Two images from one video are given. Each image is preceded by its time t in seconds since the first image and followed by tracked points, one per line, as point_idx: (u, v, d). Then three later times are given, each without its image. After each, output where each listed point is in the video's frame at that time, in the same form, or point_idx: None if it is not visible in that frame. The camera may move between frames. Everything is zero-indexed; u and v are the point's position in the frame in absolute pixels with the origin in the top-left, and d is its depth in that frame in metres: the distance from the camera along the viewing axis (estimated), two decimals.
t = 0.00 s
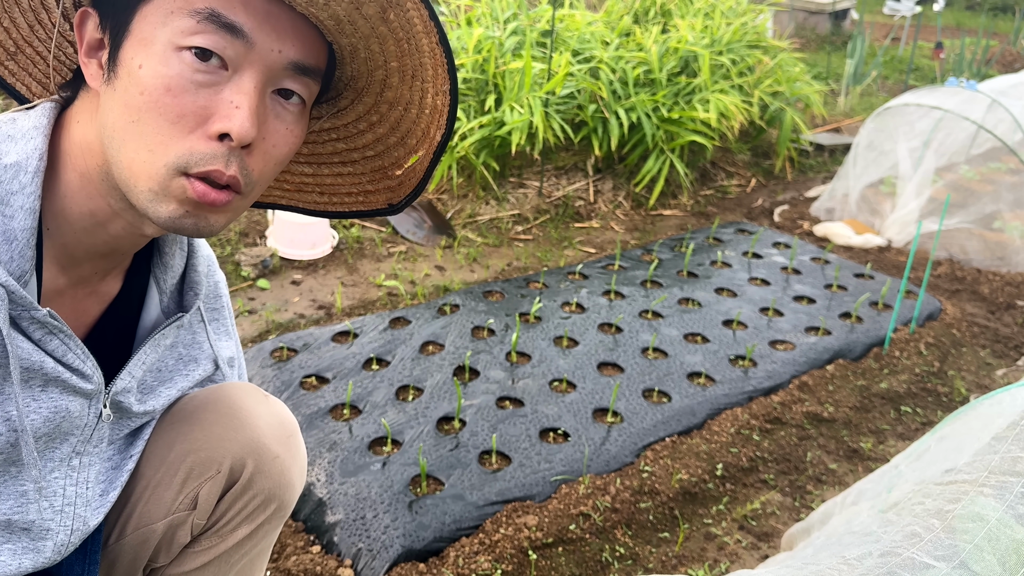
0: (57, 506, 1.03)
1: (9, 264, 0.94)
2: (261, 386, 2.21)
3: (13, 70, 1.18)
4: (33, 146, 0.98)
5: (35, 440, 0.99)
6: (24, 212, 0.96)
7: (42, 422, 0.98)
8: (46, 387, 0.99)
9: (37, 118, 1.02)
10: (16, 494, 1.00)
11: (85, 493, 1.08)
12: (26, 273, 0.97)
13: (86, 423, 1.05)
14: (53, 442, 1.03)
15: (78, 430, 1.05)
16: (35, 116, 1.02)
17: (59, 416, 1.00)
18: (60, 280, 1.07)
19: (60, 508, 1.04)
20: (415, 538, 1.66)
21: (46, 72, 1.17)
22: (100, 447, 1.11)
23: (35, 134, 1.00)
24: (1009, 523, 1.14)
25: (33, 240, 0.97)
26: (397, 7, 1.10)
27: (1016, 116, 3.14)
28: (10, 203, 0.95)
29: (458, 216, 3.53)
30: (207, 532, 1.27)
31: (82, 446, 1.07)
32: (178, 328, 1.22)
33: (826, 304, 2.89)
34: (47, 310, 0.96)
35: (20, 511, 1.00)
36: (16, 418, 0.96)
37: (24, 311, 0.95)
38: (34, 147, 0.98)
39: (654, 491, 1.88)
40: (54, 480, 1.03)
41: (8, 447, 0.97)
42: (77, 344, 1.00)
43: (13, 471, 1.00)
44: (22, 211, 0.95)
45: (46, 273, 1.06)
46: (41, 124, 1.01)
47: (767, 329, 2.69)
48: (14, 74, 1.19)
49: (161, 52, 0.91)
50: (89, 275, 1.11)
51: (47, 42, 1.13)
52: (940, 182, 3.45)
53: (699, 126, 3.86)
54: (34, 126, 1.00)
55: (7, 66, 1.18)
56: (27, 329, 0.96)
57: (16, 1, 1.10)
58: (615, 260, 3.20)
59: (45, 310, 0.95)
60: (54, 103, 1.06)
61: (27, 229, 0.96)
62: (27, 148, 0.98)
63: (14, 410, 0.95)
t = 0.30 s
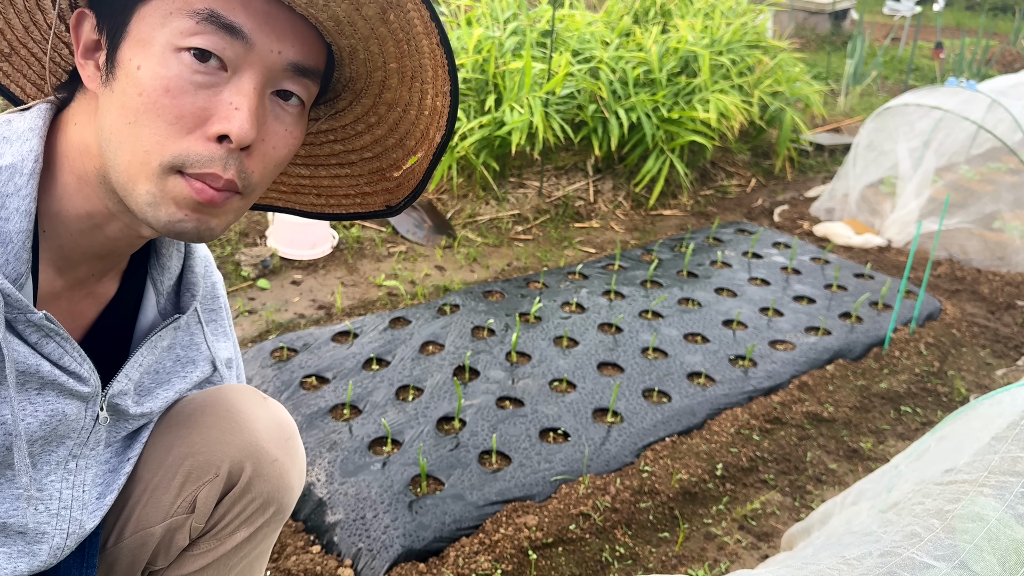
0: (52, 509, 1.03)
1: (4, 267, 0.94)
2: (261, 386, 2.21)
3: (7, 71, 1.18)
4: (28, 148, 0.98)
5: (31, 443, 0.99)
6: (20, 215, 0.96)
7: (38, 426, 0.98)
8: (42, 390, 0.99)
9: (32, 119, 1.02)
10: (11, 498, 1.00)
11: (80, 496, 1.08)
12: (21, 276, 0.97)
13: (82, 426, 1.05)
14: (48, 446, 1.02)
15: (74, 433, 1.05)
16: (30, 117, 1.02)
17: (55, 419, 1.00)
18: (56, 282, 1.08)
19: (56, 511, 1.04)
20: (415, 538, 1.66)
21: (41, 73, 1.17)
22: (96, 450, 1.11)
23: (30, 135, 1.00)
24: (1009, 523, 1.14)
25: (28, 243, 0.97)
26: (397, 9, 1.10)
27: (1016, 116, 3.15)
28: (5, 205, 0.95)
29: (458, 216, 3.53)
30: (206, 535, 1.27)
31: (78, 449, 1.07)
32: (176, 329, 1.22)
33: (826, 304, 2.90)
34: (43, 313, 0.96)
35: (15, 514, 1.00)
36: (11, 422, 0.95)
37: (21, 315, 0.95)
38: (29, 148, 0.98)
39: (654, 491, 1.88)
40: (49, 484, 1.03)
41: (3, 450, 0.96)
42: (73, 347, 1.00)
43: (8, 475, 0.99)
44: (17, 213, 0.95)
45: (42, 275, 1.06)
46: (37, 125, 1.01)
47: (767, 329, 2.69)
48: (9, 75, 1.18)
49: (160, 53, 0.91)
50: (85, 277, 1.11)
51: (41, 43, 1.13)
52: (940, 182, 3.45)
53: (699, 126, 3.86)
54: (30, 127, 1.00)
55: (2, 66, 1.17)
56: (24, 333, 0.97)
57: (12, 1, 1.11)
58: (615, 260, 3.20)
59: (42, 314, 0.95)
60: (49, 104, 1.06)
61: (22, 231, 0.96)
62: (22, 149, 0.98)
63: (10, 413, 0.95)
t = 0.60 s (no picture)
0: (55, 511, 1.03)
1: (8, 271, 0.95)
2: (261, 386, 2.21)
3: (4, 71, 1.17)
4: (30, 152, 0.98)
5: (34, 446, 1.00)
6: (23, 219, 0.96)
7: (42, 429, 0.99)
8: (45, 394, 0.99)
9: (33, 122, 1.01)
10: (14, 499, 1.00)
11: (83, 497, 1.08)
12: (26, 280, 0.97)
13: (85, 428, 1.06)
14: (52, 448, 1.03)
15: (77, 436, 1.05)
16: (31, 120, 1.02)
17: (58, 422, 1.00)
18: (60, 284, 1.08)
19: (59, 513, 1.04)
20: (415, 538, 1.66)
21: (38, 73, 1.17)
22: (100, 452, 1.11)
23: (32, 139, 0.99)
24: (1009, 523, 1.14)
25: (32, 247, 0.97)
26: (397, 7, 1.10)
27: (1016, 117, 3.14)
28: (9, 210, 0.95)
29: (458, 216, 3.53)
30: (205, 535, 1.27)
31: (82, 451, 1.07)
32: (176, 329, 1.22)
33: (826, 305, 2.90)
34: (48, 317, 0.96)
35: (18, 515, 1.00)
36: (14, 426, 0.95)
37: (25, 318, 0.95)
38: (31, 152, 0.98)
39: (654, 491, 1.88)
40: (53, 486, 1.03)
41: (6, 453, 0.96)
42: (77, 350, 1.01)
43: (12, 476, 1.00)
44: (21, 218, 0.95)
45: (46, 278, 1.06)
46: (38, 129, 1.01)
47: (767, 329, 2.69)
48: (6, 75, 1.18)
49: (160, 54, 0.91)
50: (88, 278, 1.11)
51: (38, 44, 1.13)
52: (940, 182, 3.45)
53: (699, 126, 3.86)
54: (31, 131, 1.00)
55: None
56: (28, 336, 0.97)
57: (9, 2, 1.11)
58: (615, 260, 3.20)
59: (46, 317, 0.96)
60: (49, 106, 1.06)
61: (26, 235, 0.96)
62: (24, 153, 0.97)
63: (13, 417, 0.95)
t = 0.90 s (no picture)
0: (69, 512, 1.03)
1: (24, 273, 0.94)
2: (262, 386, 2.21)
3: (4, 70, 1.17)
4: (41, 154, 0.97)
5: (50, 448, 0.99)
6: (38, 221, 0.95)
7: (58, 431, 0.99)
8: (61, 396, 0.99)
9: (41, 123, 1.00)
10: (30, 500, 1.00)
11: (95, 498, 1.08)
12: (41, 282, 0.97)
13: (99, 429, 1.06)
14: (67, 450, 1.03)
15: (91, 436, 1.05)
16: (38, 120, 1.01)
17: (73, 424, 1.01)
18: (72, 284, 1.08)
19: (73, 514, 1.04)
20: (415, 538, 1.66)
21: (38, 72, 1.17)
22: (109, 451, 1.11)
23: (41, 140, 0.99)
24: (1010, 523, 1.14)
25: (47, 249, 0.97)
26: None
27: (1016, 116, 3.14)
28: (23, 212, 0.94)
29: (458, 216, 3.53)
30: (206, 532, 1.26)
31: (95, 451, 1.07)
32: (178, 325, 1.22)
33: (826, 304, 2.90)
34: (65, 319, 0.96)
35: (33, 516, 1.00)
36: (32, 428, 0.95)
37: (42, 320, 0.95)
38: (42, 154, 0.98)
39: (653, 491, 1.88)
40: (68, 487, 1.04)
41: (23, 455, 0.96)
42: (91, 351, 1.01)
43: (28, 478, 0.99)
44: (36, 220, 0.95)
45: (58, 277, 1.06)
46: (47, 130, 1.00)
47: (767, 329, 2.69)
48: (5, 74, 1.18)
49: (166, 52, 0.91)
50: (97, 275, 1.11)
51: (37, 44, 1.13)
52: (940, 182, 3.45)
53: (699, 126, 3.86)
54: (40, 132, 0.99)
55: None
56: (44, 338, 0.97)
57: (9, 3, 1.11)
58: (615, 260, 3.20)
59: (63, 320, 0.96)
60: (54, 106, 1.05)
61: (41, 237, 0.96)
62: (35, 156, 0.97)
63: (31, 420, 0.95)
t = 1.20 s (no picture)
0: (76, 510, 1.04)
1: (37, 276, 0.94)
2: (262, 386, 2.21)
3: (20, 70, 1.17)
4: (57, 157, 0.97)
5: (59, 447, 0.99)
6: (53, 225, 0.95)
7: (67, 431, 0.99)
8: (70, 396, 0.99)
9: (56, 127, 1.00)
10: (38, 499, 0.99)
11: (101, 496, 1.08)
12: (53, 284, 0.97)
13: (106, 428, 1.06)
14: (75, 448, 1.02)
15: (98, 436, 1.05)
16: (53, 124, 1.01)
17: (82, 423, 1.01)
18: (81, 286, 1.07)
19: (79, 512, 1.04)
20: (415, 538, 1.66)
21: (54, 75, 1.17)
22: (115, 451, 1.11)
23: (56, 144, 0.99)
24: (1009, 523, 1.14)
25: (60, 251, 0.97)
26: (418, 22, 1.11)
27: (1016, 116, 3.14)
28: (38, 215, 0.95)
29: (458, 216, 3.53)
30: (208, 528, 1.26)
31: (101, 450, 1.07)
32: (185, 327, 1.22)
33: (827, 305, 2.89)
34: (76, 321, 0.96)
35: (40, 515, 1.00)
36: (42, 428, 0.95)
37: (55, 322, 0.95)
38: (58, 158, 0.98)
39: (654, 491, 1.88)
40: (75, 486, 1.03)
41: (33, 455, 0.96)
42: (101, 351, 1.01)
43: (35, 477, 0.99)
44: (50, 223, 0.95)
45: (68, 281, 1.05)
46: (62, 133, 1.00)
47: (767, 329, 2.68)
48: (22, 74, 1.18)
49: (185, 66, 0.91)
50: (105, 278, 1.11)
51: (57, 45, 1.13)
52: (940, 182, 3.45)
53: (699, 126, 3.85)
54: (55, 135, 0.99)
55: (15, 65, 1.17)
56: (55, 340, 0.96)
57: (28, 4, 1.10)
58: (615, 260, 3.20)
59: (75, 322, 0.96)
60: (68, 109, 1.05)
61: (55, 240, 0.96)
62: (51, 159, 0.97)
63: (42, 420, 0.95)
